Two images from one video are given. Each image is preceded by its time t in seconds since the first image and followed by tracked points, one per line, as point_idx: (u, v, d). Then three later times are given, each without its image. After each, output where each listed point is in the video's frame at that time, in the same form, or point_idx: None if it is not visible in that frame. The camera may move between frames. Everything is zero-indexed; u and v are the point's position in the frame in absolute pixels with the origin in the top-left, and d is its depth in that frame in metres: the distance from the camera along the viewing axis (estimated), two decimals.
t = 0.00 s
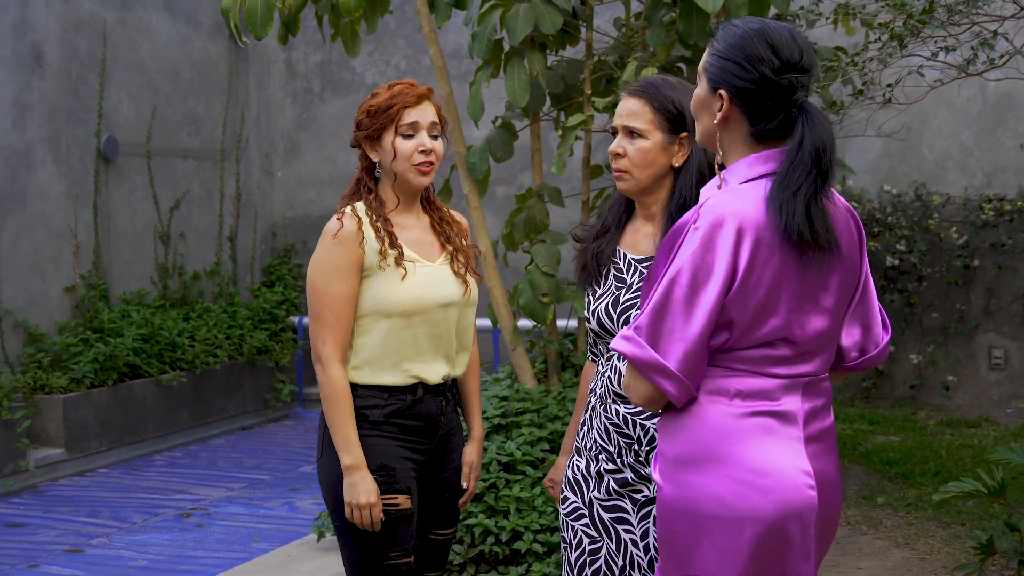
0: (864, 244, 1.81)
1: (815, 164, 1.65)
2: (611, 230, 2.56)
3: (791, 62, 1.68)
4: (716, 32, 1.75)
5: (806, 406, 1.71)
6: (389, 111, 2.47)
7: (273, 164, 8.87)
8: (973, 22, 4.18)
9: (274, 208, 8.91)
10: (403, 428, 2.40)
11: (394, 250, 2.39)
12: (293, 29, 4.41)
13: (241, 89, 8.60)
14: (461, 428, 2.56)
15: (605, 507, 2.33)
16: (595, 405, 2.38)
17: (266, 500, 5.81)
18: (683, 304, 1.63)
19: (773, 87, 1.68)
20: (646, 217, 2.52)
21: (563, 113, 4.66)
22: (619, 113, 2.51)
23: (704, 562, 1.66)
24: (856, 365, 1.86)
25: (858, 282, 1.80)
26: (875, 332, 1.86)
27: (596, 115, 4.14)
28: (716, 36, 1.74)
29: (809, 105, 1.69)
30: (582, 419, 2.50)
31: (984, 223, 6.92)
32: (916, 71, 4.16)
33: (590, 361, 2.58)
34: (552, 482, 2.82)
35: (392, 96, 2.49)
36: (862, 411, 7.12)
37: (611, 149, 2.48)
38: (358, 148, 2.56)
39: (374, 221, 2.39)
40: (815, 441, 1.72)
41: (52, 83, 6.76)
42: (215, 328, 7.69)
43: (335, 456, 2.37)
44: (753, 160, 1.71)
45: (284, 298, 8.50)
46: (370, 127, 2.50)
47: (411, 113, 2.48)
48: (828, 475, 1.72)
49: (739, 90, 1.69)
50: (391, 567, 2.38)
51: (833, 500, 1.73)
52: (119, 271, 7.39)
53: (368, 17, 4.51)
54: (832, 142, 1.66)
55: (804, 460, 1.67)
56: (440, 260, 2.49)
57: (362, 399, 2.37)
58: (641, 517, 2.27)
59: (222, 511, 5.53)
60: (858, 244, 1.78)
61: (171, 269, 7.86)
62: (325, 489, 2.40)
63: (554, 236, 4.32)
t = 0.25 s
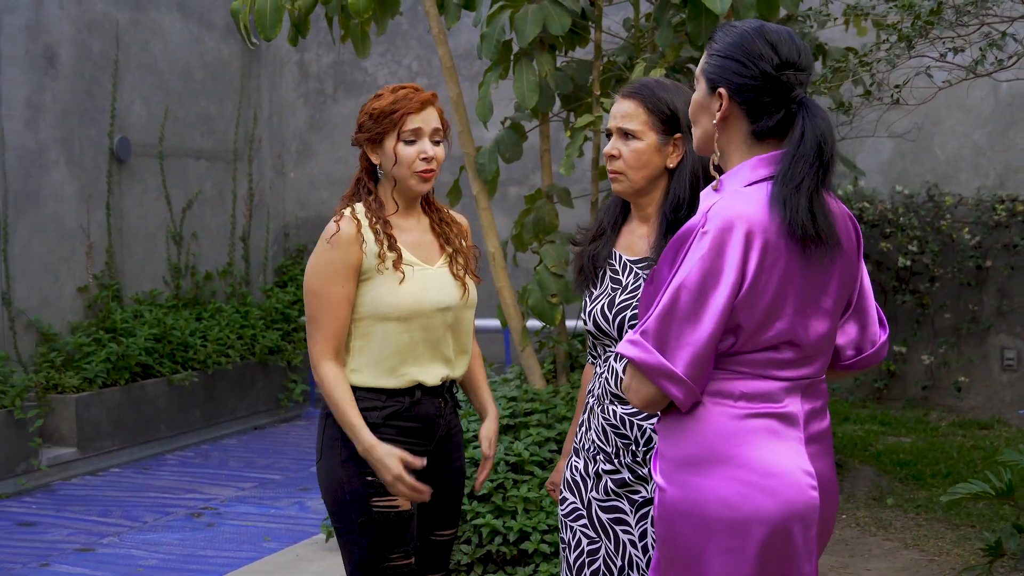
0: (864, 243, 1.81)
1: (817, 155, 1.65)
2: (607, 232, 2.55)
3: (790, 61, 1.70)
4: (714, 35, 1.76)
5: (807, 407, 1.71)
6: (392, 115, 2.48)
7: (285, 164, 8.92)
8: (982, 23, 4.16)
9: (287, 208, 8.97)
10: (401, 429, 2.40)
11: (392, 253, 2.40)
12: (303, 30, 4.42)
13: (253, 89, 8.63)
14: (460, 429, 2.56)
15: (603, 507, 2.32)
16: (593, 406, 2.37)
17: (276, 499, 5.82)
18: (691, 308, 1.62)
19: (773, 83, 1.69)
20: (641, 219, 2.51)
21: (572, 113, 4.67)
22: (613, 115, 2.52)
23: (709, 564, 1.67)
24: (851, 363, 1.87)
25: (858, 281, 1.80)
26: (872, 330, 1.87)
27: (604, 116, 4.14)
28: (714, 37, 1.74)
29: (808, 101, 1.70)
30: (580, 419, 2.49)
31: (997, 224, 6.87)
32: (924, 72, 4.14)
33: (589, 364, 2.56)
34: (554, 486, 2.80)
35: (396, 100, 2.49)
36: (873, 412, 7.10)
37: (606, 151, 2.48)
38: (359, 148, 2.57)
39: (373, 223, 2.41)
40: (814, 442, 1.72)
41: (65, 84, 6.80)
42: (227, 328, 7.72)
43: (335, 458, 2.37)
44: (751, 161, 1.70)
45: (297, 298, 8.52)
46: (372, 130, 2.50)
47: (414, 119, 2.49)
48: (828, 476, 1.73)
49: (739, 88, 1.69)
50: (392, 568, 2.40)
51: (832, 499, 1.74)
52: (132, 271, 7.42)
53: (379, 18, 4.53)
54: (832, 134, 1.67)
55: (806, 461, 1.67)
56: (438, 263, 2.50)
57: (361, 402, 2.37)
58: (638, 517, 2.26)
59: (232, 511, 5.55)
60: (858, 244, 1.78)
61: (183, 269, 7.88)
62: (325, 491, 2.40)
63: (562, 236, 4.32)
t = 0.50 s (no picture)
0: (865, 243, 1.80)
1: (822, 150, 1.65)
2: (601, 234, 2.55)
3: (790, 59, 1.71)
4: (712, 36, 1.77)
5: (805, 408, 1.71)
6: (393, 118, 2.50)
7: (297, 164, 8.97)
8: (990, 22, 4.15)
9: (298, 208, 9.02)
10: (393, 429, 2.41)
11: (392, 257, 2.41)
12: (311, 31, 4.44)
13: (265, 90, 8.66)
14: (457, 429, 2.55)
15: (603, 507, 2.30)
16: (592, 406, 2.35)
17: (286, 499, 5.84)
18: (686, 308, 1.62)
19: (774, 80, 1.69)
20: (635, 219, 2.51)
21: (581, 114, 4.67)
22: (605, 117, 2.52)
23: (707, 565, 1.67)
24: (855, 365, 1.87)
25: (859, 282, 1.79)
26: (877, 331, 1.86)
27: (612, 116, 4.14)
28: (714, 37, 1.75)
29: (809, 99, 1.70)
30: (579, 420, 2.47)
31: (1009, 224, 6.83)
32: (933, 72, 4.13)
33: (587, 365, 2.54)
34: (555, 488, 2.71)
35: (396, 102, 2.52)
36: (884, 412, 7.08)
37: (600, 152, 2.49)
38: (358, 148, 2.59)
39: (373, 225, 2.42)
40: (814, 444, 1.72)
41: (78, 84, 6.83)
42: (239, 328, 7.75)
43: (331, 458, 2.38)
44: (753, 160, 1.70)
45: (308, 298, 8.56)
46: (372, 132, 2.53)
47: (416, 122, 2.51)
48: (827, 477, 1.73)
49: (740, 85, 1.69)
50: (391, 569, 2.38)
51: (832, 502, 1.74)
52: (144, 271, 7.45)
53: (388, 20, 4.54)
54: (835, 131, 1.68)
55: (804, 462, 1.67)
56: (434, 266, 2.52)
57: (355, 402, 2.38)
58: (639, 516, 2.25)
59: (242, 510, 5.57)
60: (859, 245, 1.77)
61: (195, 269, 7.91)
62: (322, 492, 2.41)
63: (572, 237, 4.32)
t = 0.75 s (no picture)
0: (868, 241, 1.79)
1: (815, 147, 1.66)
2: (598, 234, 2.54)
3: (789, 56, 1.70)
4: (713, 33, 1.76)
5: (804, 407, 1.70)
6: (397, 113, 2.50)
7: (308, 163, 9.00)
8: (999, 21, 4.14)
9: (309, 208, 9.07)
10: (401, 427, 2.41)
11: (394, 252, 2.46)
12: (320, 30, 4.44)
13: (276, 89, 8.69)
14: (467, 429, 2.55)
15: (604, 505, 2.27)
16: (592, 405, 2.35)
17: (296, 497, 5.86)
18: (676, 306, 1.62)
19: (772, 77, 1.68)
20: (632, 218, 2.51)
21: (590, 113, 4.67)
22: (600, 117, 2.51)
23: (705, 564, 1.66)
24: (859, 366, 1.86)
25: (860, 280, 1.78)
26: (883, 330, 1.85)
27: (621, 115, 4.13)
28: (714, 34, 1.74)
29: (806, 96, 1.70)
30: (580, 420, 2.46)
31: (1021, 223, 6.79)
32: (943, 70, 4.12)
33: (586, 364, 2.54)
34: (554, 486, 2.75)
35: (399, 99, 2.52)
36: (895, 412, 7.06)
37: (597, 152, 2.48)
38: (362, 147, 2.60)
39: (375, 221, 2.51)
40: (815, 443, 1.71)
41: (90, 84, 6.85)
42: (249, 327, 7.77)
43: (337, 455, 2.39)
44: (749, 155, 1.70)
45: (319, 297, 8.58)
46: (377, 128, 2.53)
47: (420, 117, 2.51)
48: (828, 477, 1.72)
49: (737, 81, 1.69)
50: (390, 568, 2.38)
51: (835, 502, 1.73)
52: (155, 270, 7.48)
53: (397, 18, 4.54)
54: (831, 129, 1.68)
55: (804, 461, 1.66)
56: (439, 260, 2.53)
57: (362, 400, 2.40)
58: (640, 515, 2.22)
59: (252, 509, 5.59)
60: (860, 243, 1.76)
61: (207, 268, 7.93)
62: (328, 488, 2.42)
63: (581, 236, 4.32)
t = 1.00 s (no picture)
0: (871, 242, 1.79)
1: (814, 139, 1.66)
2: (599, 234, 2.55)
3: (788, 54, 1.70)
4: (710, 37, 1.76)
5: (812, 408, 1.70)
6: (400, 108, 2.54)
7: (318, 164, 9.02)
8: (1007, 21, 4.13)
9: (319, 208, 9.10)
10: (408, 426, 2.41)
11: (404, 250, 2.45)
12: (327, 31, 4.45)
13: (286, 89, 8.71)
14: (474, 426, 2.54)
15: (605, 505, 2.27)
16: (594, 405, 2.35)
17: (303, 497, 5.87)
18: (692, 310, 1.62)
19: (773, 75, 1.69)
20: (632, 218, 2.52)
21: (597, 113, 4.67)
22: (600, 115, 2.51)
23: (711, 564, 1.66)
24: (858, 364, 1.86)
25: (865, 280, 1.78)
26: (882, 331, 1.84)
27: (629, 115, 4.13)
28: (712, 38, 1.74)
29: (808, 92, 1.70)
30: (581, 420, 2.46)
31: None
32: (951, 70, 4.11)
33: (588, 364, 2.55)
34: (554, 485, 2.76)
35: (402, 94, 2.55)
36: (903, 412, 7.04)
37: (595, 150, 2.47)
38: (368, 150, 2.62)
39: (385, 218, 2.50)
40: (821, 443, 1.71)
41: (98, 84, 6.87)
42: (258, 327, 7.79)
43: (344, 452, 2.40)
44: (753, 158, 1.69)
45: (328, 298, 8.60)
46: (382, 126, 2.56)
47: (422, 109, 2.54)
48: (832, 476, 1.72)
49: (739, 82, 1.69)
50: (398, 565, 2.40)
51: (838, 503, 1.73)
52: (164, 270, 7.50)
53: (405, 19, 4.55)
54: (833, 122, 1.68)
55: (812, 462, 1.66)
56: (449, 260, 2.53)
57: (369, 398, 2.40)
58: (641, 515, 2.21)
59: (259, 508, 5.60)
60: (865, 243, 1.76)
61: (216, 268, 7.95)
62: (335, 484, 2.43)
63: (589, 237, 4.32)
